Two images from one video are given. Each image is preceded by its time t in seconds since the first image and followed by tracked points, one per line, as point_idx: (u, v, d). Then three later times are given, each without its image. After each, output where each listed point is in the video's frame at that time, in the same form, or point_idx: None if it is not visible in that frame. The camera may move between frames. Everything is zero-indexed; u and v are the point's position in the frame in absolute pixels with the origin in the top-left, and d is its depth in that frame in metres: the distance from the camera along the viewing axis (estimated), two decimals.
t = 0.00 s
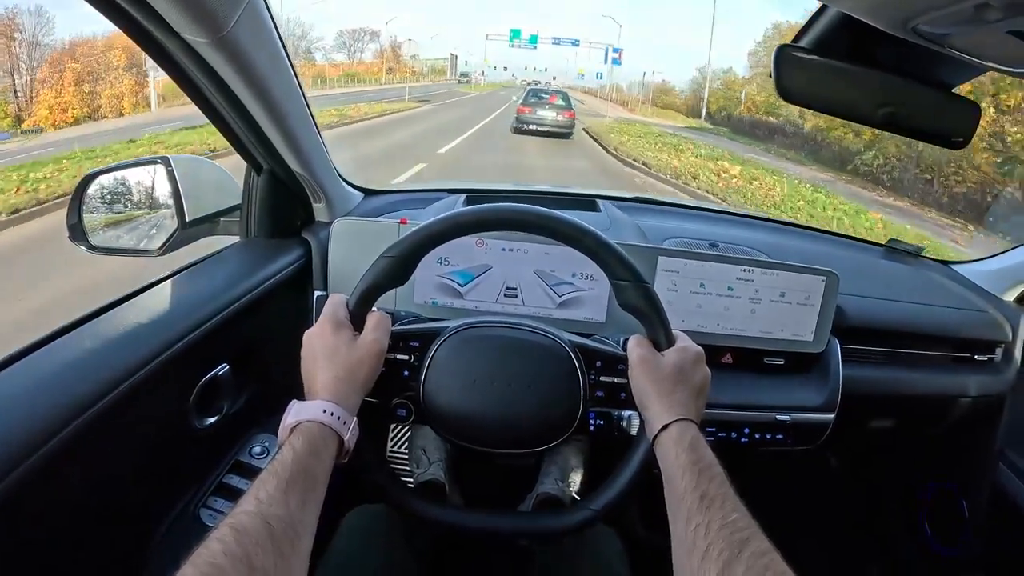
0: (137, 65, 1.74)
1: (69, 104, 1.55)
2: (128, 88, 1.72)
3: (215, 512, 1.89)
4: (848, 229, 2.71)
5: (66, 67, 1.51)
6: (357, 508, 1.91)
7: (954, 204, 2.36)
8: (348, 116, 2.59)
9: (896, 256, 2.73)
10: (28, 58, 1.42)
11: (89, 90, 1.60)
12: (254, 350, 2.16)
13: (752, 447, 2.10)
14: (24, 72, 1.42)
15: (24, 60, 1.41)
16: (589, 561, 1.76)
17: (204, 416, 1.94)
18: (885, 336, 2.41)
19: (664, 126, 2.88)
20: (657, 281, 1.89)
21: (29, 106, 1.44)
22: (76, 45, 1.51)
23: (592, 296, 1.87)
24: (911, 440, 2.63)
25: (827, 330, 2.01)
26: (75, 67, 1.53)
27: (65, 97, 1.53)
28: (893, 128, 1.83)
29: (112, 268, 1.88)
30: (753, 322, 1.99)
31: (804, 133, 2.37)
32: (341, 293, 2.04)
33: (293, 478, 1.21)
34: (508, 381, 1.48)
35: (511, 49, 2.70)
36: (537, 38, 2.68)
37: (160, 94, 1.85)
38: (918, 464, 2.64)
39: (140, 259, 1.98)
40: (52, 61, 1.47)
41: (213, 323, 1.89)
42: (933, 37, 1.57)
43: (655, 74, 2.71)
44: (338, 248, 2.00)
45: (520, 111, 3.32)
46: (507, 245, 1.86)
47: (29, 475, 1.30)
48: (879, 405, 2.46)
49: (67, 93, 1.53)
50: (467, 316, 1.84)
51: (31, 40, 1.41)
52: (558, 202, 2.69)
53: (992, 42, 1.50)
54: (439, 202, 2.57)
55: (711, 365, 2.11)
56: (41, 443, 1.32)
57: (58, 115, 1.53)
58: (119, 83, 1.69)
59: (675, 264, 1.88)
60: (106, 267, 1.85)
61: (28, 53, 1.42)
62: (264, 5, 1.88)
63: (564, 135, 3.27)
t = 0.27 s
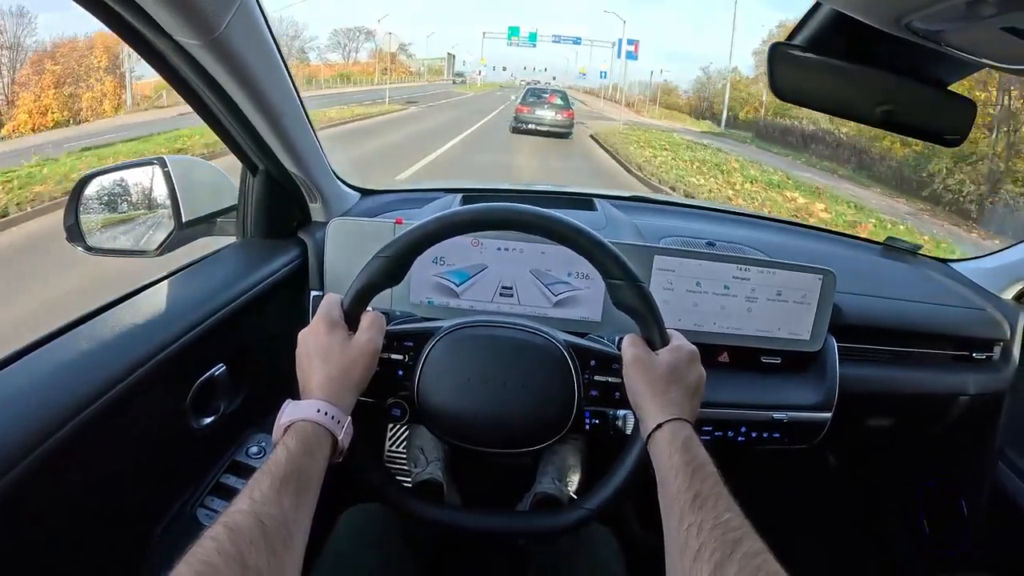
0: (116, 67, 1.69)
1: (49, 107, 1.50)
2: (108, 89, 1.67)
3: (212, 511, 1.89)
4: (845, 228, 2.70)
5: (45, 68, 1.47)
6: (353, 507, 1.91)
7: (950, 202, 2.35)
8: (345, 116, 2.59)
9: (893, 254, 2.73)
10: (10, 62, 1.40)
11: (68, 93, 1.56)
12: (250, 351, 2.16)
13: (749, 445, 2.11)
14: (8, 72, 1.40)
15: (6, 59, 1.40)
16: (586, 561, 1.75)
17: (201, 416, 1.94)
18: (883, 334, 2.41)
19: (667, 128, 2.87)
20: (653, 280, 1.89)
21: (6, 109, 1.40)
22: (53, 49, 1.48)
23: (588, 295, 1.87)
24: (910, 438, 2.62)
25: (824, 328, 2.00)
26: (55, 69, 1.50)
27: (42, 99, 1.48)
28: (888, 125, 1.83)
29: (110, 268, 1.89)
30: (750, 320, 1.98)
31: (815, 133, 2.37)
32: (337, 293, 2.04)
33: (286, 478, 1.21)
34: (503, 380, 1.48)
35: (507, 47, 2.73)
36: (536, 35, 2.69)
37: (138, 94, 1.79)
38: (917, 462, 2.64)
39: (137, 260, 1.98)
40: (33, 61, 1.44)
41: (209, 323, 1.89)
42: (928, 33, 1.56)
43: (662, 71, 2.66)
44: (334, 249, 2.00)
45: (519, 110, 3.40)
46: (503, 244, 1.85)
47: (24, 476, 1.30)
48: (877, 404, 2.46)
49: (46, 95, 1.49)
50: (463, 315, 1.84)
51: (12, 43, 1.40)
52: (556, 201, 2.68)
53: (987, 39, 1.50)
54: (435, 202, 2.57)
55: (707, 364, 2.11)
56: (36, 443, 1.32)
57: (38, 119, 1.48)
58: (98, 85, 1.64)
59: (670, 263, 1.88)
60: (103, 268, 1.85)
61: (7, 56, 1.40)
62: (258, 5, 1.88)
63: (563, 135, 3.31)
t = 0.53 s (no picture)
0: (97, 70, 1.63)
1: (26, 112, 1.43)
2: (88, 92, 1.62)
3: (209, 512, 1.87)
4: (845, 225, 2.69)
5: (23, 70, 1.40)
6: (352, 508, 1.89)
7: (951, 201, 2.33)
8: (342, 115, 2.58)
9: (894, 251, 2.71)
10: None
11: (45, 97, 1.49)
12: (248, 351, 2.14)
13: (750, 444, 2.08)
14: None
15: None
16: (587, 562, 1.74)
17: (198, 417, 1.93)
18: (885, 332, 2.39)
19: (677, 132, 2.89)
20: (653, 278, 1.88)
21: None
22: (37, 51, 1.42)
23: (587, 293, 1.85)
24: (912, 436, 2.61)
25: (825, 326, 1.99)
26: (33, 72, 1.43)
27: (19, 105, 1.42)
28: (889, 119, 1.83)
29: (106, 268, 1.87)
30: (750, 318, 1.97)
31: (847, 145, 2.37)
32: (334, 292, 2.02)
33: (284, 478, 1.19)
34: (502, 379, 1.47)
35: (506, 45, 2.73)
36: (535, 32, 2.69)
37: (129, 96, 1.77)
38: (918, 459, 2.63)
39: (133, 260, 1.97)
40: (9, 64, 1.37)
41: (206, 323, 1.88)
42: (929, 27, 1.55)
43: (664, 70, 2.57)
44: (331, 248, 1.99)
45: (518, 109, 3.42)
46: (502, 243, 1.84)
47: (18, 478, 1.28)
48: (879, 402, 2.44)
49: (21, 100, 1.42)
50: (462, 314, 1.82)
51: None
52: (556, 199, 2.66)
53: (989, 33, 1.49)
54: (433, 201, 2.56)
55: (708, 362, 2.09)
56: (30, 445, 1.30)
57: (15, 125, 1.42)
58: (79, 89, 1.60)
59: (670, 261, 1.86)
60: (99, 268, 1.84)
61: None
62: (256, 6, 1.87)
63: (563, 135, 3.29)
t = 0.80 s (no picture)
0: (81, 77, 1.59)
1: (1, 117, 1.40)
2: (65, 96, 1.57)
3: (210, 514, 1.87)
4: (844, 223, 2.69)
5: None
6: (352, 509, 1.90)
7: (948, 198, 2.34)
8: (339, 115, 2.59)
9: (892, 249, 2.72)
10: None
11: (22, 102, 1.44)
12: (248, 353, 2.15)
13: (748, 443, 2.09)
14: None
15: None
16: (587, 562, 1.74)
17: (198, 419, 1.93)
18: (882, 330, 2.40)
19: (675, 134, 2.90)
20: (650, 278, 1.88)
21: None
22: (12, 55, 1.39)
23: (586, 293, 1.86)
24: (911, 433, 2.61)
25: (822, 325, 1.99)
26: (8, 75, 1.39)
27: None
28: (885, 118, 1.84)
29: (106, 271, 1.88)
30: (748, 318, 1.98)
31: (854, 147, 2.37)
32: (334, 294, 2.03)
33: (284, 479, 1.20)
34: (500, 380, 1.48)
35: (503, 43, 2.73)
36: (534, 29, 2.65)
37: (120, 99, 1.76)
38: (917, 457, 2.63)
39: (133, 262, 1.97)
40: None
41: (206, 325, 1.89)
42: (923, 27, 1.56)
43: (675, 69, 2.53)
44: (330, 249, 1.99)
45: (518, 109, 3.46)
46: (500, 244, 1.85)
47: (20, 480, 1.29)
48: (878, 400, 2.45)
49: None
50: (460, 315, 1.83)
51: None
52: (555, 200, 2.67)
53: (984, 32, 1.50)
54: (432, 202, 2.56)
55: (706, 362, 2.10)
56: (32, 448, 1.31)
57: None
58: (56, 92, 1.54)
59: (667, 260, 1.87)
60: (99, 270, 1.84)
61: None
62: (256, 14, 1.87)
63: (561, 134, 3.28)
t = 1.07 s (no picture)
0: (61, 81, 1.54)
1: None
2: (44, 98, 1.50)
3: (210, 514, 1.87)
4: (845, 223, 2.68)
5: None
6: (352, 508, 1.89)
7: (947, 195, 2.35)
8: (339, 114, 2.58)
9: (891, 248, 2.72)
10: None
11: None
12: (248, 352, 2.15)
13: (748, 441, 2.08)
14: None
15: None
16: (588, 560, 1.74)
17: (198, 418, 1.93)
18: (882, 328, 2.39)
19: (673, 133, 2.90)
20: (650, 276, 1.88)
21: None
22: None
23: (586, 292, 1.86)
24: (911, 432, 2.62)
25: (822, 323, 1.99)
26: None
27: None
28: (885, 117, 1.84)
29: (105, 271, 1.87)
30: (748, 316, 1.98)
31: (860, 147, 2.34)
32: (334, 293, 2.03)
33: (285, 479, 1.20)
34: (502, 379, 1.47)
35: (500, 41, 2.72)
36: (532, 26, 2.68)
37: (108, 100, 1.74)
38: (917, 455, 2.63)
39: (132, 262, 1.97)
40: None
41: (205, 325, 1.88)
42: (924, 26, 1.56)
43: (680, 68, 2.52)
44: (330, 249, 1.99)
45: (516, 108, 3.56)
46: (500, 242, 1.84)
47: (21, 481, 1.29)
48: (879, 399, 2.44)
49: None
50: (460, 314, 1.83)
51: None
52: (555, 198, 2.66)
53: (985, 31, 1.50)
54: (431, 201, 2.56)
55: (707, 361, 2.09)
56: (32, 448, 1.31)
57: None
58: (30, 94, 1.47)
59: (668, 259, 1.87)
60: (98, 270, 1.84)
61: None
62: (257, 16, 1.87)
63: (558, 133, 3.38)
